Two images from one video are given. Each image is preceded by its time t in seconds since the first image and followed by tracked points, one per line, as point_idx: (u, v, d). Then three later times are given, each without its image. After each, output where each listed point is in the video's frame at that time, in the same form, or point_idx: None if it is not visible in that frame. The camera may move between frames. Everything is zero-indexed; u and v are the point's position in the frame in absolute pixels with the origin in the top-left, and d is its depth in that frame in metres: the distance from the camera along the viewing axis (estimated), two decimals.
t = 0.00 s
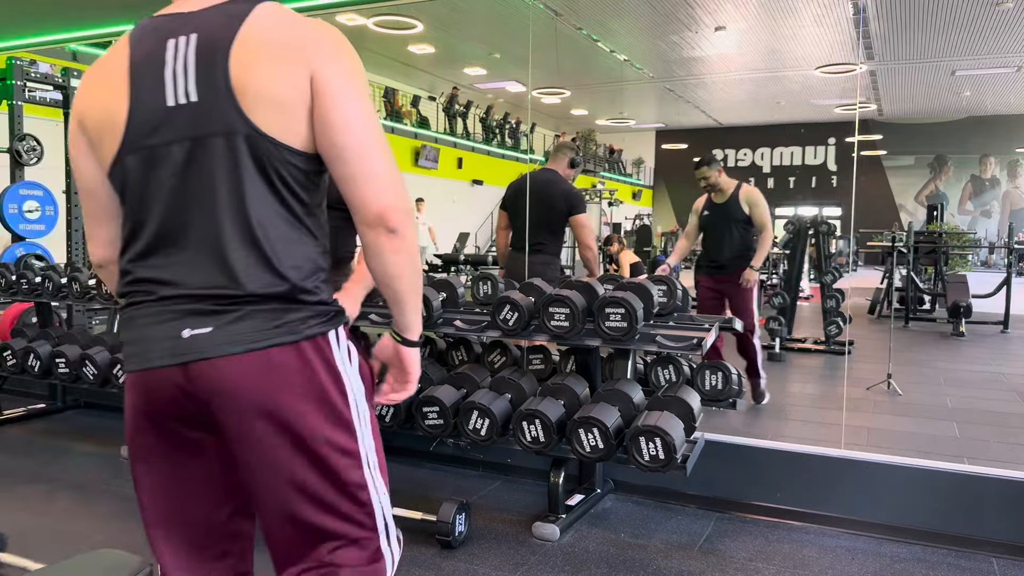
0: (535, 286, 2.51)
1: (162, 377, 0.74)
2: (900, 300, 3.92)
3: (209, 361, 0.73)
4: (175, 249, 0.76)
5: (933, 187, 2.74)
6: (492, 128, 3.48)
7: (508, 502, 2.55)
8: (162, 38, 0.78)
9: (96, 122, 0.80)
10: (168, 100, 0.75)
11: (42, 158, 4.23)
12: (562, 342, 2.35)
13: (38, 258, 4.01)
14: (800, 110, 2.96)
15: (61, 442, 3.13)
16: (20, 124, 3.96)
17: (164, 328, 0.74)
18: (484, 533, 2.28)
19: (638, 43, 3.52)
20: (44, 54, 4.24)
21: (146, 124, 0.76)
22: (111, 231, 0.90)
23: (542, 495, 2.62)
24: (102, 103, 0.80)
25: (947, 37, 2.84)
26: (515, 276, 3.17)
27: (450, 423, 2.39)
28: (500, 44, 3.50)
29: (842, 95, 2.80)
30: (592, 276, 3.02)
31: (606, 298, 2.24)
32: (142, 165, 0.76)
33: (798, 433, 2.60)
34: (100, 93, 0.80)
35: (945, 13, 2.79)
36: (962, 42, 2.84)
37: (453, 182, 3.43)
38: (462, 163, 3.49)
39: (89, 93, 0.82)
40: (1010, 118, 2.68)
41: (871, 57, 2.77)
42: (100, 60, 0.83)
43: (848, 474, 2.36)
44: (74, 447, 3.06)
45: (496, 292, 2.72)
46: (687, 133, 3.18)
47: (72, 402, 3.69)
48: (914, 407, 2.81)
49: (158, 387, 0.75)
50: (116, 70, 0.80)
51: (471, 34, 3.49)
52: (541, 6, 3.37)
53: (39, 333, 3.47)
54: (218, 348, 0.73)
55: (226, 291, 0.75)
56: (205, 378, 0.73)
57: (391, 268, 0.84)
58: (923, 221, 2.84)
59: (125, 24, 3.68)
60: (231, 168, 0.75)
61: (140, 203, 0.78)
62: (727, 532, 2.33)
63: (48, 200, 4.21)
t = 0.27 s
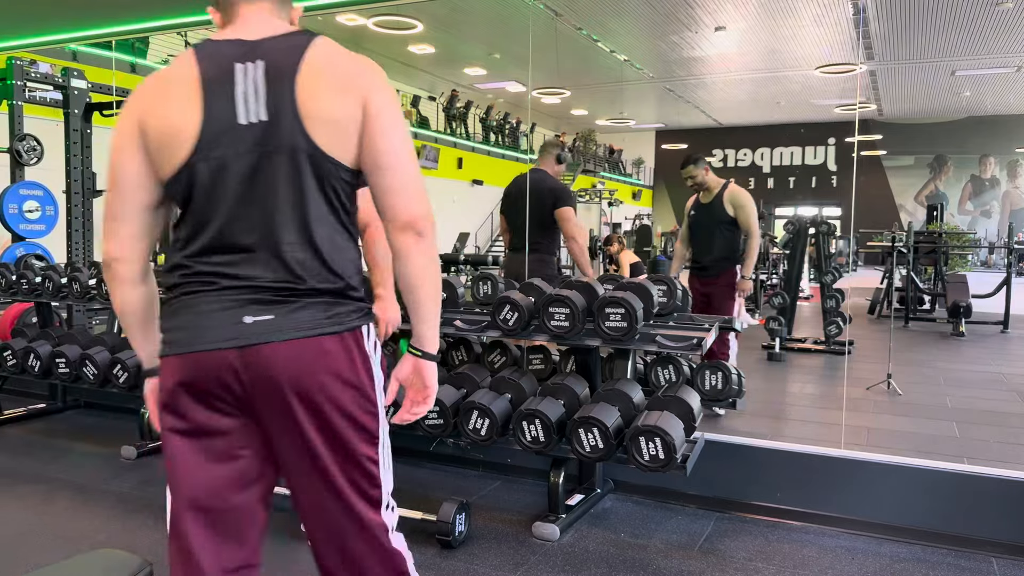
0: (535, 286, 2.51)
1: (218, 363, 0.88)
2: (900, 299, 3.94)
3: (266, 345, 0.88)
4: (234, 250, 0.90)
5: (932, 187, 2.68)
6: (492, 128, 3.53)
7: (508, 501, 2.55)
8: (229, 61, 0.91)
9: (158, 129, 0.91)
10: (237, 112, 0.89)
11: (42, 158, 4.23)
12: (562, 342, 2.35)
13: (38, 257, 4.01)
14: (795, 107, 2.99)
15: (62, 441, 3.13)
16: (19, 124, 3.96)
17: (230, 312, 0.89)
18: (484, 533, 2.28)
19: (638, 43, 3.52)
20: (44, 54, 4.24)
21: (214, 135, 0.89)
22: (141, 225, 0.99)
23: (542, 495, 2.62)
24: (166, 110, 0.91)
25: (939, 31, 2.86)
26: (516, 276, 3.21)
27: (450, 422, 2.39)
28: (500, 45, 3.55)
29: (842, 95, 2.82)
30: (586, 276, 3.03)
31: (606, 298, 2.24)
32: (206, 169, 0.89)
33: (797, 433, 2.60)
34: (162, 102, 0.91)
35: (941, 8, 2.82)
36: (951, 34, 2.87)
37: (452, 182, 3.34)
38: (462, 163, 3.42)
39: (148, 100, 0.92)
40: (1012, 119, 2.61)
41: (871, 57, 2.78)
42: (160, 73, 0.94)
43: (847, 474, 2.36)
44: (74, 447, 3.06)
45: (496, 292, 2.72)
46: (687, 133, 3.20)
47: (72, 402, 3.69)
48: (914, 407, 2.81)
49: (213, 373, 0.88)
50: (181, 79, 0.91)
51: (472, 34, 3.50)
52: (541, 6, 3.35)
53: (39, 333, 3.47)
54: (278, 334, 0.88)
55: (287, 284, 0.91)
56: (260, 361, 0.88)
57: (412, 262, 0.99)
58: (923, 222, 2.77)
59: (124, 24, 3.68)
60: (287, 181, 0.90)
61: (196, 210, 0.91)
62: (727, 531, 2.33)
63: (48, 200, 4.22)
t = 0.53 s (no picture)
0: (535, 286, 2.51)
1: (300, 356, 1.01)
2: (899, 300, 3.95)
3: (345, 339, 1.03)
4: (308, 252, 1.03)
5: (932, 187, 2.66)
6: (492, 127, 3.49)
7: (508, 501, 2.55)
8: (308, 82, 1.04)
9: (245, 135, 0.99)
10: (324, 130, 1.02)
11: (42, 158, 4.23)
12: (562, 342, 2.35)
13: (39, 257, 4.01)
14: (798, 108, 3.01)
15: (62, 441, 3.13)
16: (20, 124, 3.96)
17: (308, 313, 1.02)
18: (484, 533, 2.28)
19: (637, 44, 3.48)
20: (45, 54, 4.24)
21: (300, 152, 1.00)
22: (207, 227, 1.01)
23: (542, 495, 2.62)
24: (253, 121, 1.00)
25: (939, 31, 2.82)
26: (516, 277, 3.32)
27: (450, 422, 2.39)
28: (500, 44, 3.50)
29: (842, 95, 2.89)
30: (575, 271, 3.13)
31: (606, 298, 2.24)
32: (292, 177, 1.01)
33: (797, 433, 2.60)
34: (247, 113, 1.00)
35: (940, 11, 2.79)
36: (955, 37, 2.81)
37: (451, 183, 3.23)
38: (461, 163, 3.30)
39: (230, 112, 1.00)
40: (1012, 119, 2.60)
41: (871, 56, 2.81)
42: (229, 86, 1.03)
43: (847, 474, 2.36)
44: (74, 448, 3.07)
45: (496, 292, 2.72)
46: (687, 133, 3.20)
47: (72, 402, 3.70)
48: (914, 407, 2.81)
49: (295, 363, 1.00)
50: (262, 93, 1.02)
51: (473, 33, 3.49)
52: (541, 6, 3.37)
53: (39, 333, 3.47)
54: (357, 331, 1.05)
55: (357, 284, 1.07)
56: (339, 355, 1.03)
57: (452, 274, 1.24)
58: (923, 222, 2.75)
59: (125, 23, 3.67)
60: (364, 201, 1.06)
61: (280, 218, 1.01)
62: (727, 531, 2.33)
63: (48, 200, 4.22)
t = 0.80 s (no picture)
0: (535, 286, 2.51)
1: (355, 338, 1.18)
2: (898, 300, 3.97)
3: (392, 323, 1.23)
4: (366, 239, 1.20)
5: (932, 187, 2.66)
6: (492, 127, 3.50)
7: (508, 501, 2.56)
8: (359, 89, 1.21)
9: (309, 131, 1.14)
10: (374, 133, 1.20)
11: (42, 158, 4.23)
12: (562, 342, 2.35)
13: (39, 258, 4.01)
14: (799, 108, 3.02)
15: (62, 442, 3.14)
16: (19, 124, 3.95)
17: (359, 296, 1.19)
18: (484, 533, 2.28)
19: (636, 44, 3.38)
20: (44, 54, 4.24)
21: (359, 150, 1.18)
22: (269, 208, 1.11)
23: (542, 495, 2.62)
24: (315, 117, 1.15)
25: (942, 32, 2.74)
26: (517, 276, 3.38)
27: (450, 422, 2.40)
28: (500, 45, 3.49)
29: (842, 95, 2.89)
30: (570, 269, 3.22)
31: (606, 298, 2.24)
32: (354, 171, 1.17)
33: (797, 433, 2.60)
34: (311, 110, 1.15)
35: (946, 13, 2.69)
36: (959, 39, 2.74)
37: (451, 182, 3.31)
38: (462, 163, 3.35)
39: (293, 106, 1.14)
40: (1010, 119, 2.62)
41: (871, 56, 2.80)
42: (286, 82, 1.16)
43: (846, 473, 2.36)
44: (74, 448, 3.07)
45: (496, 292, 2.73)
46: (687, 133, 3.23)
47: (72, 402, 3.70)
48: (914, 407, 2.81)
49: (350, 346, 1.18)
50: (321, 93, 1.17)
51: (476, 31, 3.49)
52: (541, 6, 3.32)
53: (39, 333, 3.47)
54: (399, 317, 1.25)
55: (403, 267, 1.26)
56: (385, 340, 1.23)
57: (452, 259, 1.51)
58: (923, 222, 2.74)
59: (125, 24, 3.67)
60: (402, 205, 1.25)
61: (332, 209, 1.16)
62: (727, 531, 2.33)
63: (48, 200, 4.21)
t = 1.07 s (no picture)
0: (535, 286, 2.51)
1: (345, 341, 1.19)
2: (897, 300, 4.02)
3: (381, 322, 1.25)
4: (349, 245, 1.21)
5: (932, 187, 2.66)
6: (492, 127, 3.50)
7: (509, 501, 2.56)
8: (334, 100, 1.22)
9: (294, 144, 1.15)
10: (354, 141, 1.22)
11: (42, 158, 4.23)
12: (562, 342, 2.35)
13: (39, 258, 4.01)
14: (799, 109, 2.99)
15: (62, 442, 3.13)
16: (20, 124, 3.95)
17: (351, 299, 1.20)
18: (484, 533, 2.28)
19: (637, 44, 3.45)
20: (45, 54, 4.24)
21: (338, 161, 1.19)
22: (254, 217, 1.11)
23: (542, 495, 2.62)
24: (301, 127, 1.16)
25: (944, 33, 2.79)
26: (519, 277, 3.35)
27: (450, 422, 2.39)
28: (501, 45, 3.53)
29: (842, 95, 2.88)
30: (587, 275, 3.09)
31: (606, 298, 2.24)
32: (334, 182, 1.19)
33: (798, 433, 2.60)
34: (294, 122, 1.15)
35: (947, 15, 2.73)
36: (962, 42, 2.79)
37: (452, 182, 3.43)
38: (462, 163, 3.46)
39: (279, 116, 1.14)
40: (1009, 119, 2.61)
41: (871, 56, 2.80)
42: (264, 92, 1.16)
43: (846, 473, 2.36)
44: (74, 448, 3.07)
45: (496, 292, 2.73)
46: (687, 133, 3.24)
47: (72, 402, 3.70)
48: (914, 406, 2.81)
49: (343, 346, 1.19)
50: (302, 103, 1.18)
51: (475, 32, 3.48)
52: (541, 6, 3.30)
53: (39, 333, 3.47)
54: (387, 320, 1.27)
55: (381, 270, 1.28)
56: (374, 338, 1.24)
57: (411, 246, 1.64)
58: (922, 221, 2.76)
59: (126, 23, 3.67)
60: (382, 209, 1.28)
61: (324, 216, 1.18)
62: (727, 531, 2.33)
63: (48, 200, 4.21)
